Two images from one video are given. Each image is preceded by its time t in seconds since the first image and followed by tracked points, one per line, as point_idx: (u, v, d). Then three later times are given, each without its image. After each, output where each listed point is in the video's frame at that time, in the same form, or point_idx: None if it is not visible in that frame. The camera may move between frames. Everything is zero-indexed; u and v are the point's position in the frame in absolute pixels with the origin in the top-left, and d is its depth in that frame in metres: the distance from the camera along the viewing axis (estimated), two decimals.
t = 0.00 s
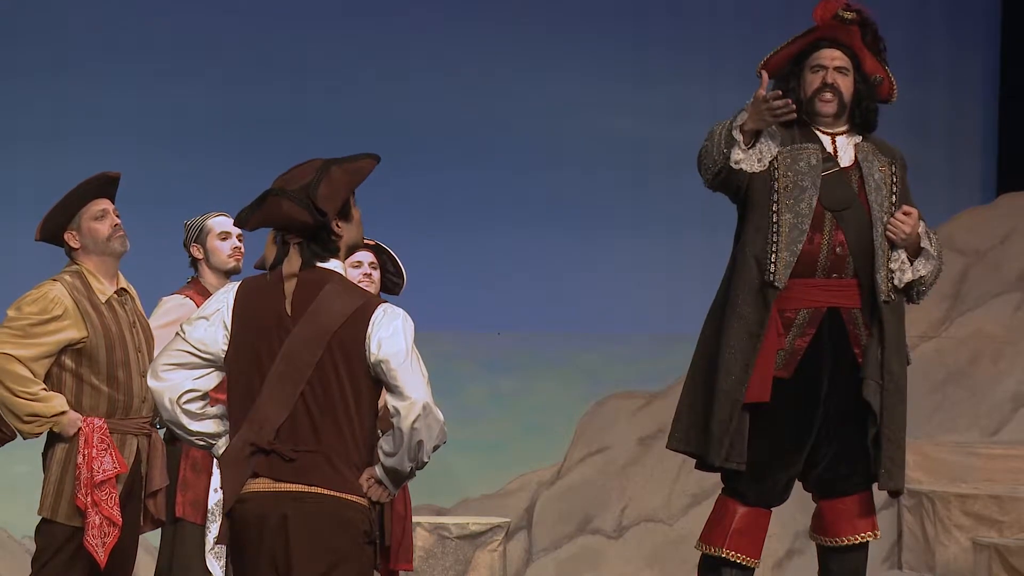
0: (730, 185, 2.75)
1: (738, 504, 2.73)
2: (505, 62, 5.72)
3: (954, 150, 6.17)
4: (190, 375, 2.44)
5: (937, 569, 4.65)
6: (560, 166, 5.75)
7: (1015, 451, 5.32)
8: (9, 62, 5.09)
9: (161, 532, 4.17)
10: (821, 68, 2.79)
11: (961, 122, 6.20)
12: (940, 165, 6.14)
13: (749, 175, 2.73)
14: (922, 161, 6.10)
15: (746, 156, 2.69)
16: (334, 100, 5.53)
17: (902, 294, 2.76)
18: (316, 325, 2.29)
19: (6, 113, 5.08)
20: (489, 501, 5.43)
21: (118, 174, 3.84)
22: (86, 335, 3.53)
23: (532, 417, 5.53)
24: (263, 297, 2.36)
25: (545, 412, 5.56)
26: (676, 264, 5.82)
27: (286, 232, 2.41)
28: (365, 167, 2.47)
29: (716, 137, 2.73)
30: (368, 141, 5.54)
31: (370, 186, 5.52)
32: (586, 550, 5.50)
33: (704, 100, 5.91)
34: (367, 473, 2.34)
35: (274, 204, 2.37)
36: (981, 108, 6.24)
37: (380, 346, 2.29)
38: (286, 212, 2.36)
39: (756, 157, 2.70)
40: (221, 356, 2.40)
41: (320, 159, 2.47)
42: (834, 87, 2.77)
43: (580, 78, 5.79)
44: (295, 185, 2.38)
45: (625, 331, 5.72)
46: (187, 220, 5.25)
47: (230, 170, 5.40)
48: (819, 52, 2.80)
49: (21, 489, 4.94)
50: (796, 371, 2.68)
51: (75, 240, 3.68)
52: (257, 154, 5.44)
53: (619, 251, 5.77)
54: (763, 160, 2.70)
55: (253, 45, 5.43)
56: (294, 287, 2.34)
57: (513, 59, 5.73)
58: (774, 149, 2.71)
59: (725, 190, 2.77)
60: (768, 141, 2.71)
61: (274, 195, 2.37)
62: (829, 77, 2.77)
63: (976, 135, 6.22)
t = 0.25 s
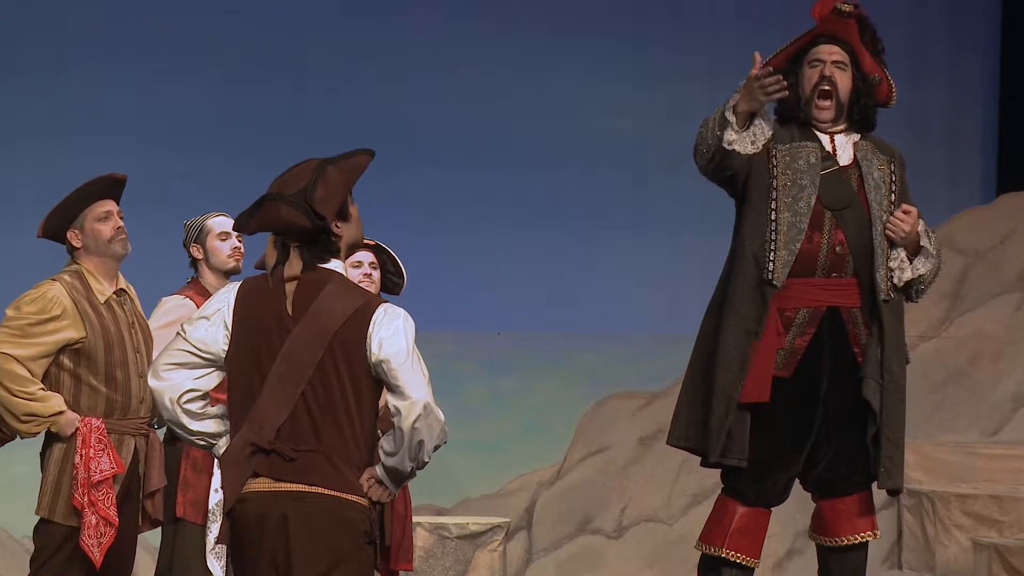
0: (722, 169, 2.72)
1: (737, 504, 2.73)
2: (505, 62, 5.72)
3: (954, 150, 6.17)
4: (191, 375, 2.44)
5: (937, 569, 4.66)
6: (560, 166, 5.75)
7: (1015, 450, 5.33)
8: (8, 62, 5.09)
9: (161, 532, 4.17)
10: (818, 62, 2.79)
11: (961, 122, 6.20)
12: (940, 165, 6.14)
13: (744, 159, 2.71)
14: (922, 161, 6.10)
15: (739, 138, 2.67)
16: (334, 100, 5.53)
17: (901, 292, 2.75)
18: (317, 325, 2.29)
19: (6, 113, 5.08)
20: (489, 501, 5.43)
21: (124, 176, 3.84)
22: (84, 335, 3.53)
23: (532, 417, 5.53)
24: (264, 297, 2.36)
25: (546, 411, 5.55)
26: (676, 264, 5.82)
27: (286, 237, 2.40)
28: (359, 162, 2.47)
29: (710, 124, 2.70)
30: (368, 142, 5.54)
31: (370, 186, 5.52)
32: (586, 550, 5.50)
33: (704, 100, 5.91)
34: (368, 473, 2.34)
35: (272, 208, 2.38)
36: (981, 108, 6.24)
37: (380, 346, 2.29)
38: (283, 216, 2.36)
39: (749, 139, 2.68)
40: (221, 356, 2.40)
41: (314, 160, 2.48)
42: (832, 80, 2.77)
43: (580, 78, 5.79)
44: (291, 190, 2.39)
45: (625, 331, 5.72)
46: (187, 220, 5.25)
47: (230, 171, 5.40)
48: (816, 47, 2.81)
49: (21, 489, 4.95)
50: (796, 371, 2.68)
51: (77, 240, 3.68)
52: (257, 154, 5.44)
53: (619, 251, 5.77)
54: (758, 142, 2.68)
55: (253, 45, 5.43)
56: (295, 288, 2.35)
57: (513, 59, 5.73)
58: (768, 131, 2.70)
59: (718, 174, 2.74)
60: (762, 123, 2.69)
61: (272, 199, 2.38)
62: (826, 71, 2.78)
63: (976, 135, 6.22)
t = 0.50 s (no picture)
0: (716, 156, 2.73)
1: (738, 504, 2.73)
2: (505, 62, 5.72)
3: (954, 150, 6.17)
4: (192, 375, 2.44)
5: (937, 569, 4.65)
6: (560, 166, 5.75)
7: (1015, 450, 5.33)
8: (8, 62, 5.10)
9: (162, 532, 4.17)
10: (818, 62, 2.80)
11: (961, 122, 6.20)
12: (940, 165, 6.14)
13: (737, 148, 2.70)
14: (923, 161, 6.11)
15: (730, 123, 2.67)
16: (334, 100, 5.53)
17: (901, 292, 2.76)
18: (317, 324, 2.29)
19: (6, 113, 5.09)
20: (489, 501, 5.43)
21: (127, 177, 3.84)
22: (84, 335, 3.53)
23: (532, 417, 5.53)
24: (265, 297, 2.36)
25: (546, 412, 5.55)
26: (676, 264, 5.83)
27: (286, 243, 2.39)
28: (356, 160, 2.47)
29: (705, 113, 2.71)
30: (368, 142, 5.54)
31: (370, 186, 5.52)
32: (585, 550, 5.50)
33: (704, 100, 5.92)
34: (368, 473, 2.34)
35: (271, 213, 2.38)
36: (981, 108, 6.24)
37: (381, 346, 2.29)
38: (284, 221, 2.36)
39: (741, 125, 2.67)
40: (222, 356, 2.40)
41: (311, 161, 2.48)
42: (832, 79, 2.77)
43: (580, 78, 5.79)
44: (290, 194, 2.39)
45: (625, 332, 5.72)
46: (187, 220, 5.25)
47: (230, 171, 5.40)
48: (816, 47, 2.81)
49: (21, 489, 4.94)
50: (796, 370, 2.68)
51: (77, 239, 3.68)
52: (257, 154, 5.44)
53: (619, 251, 5.77)
54: (750, 128, 2.68)
55: (253, 45, 5.43)
56: (297, 288, 2.35)
57: (513, 59, 5.73)
58: (761, 117, 2.69)
59: (713, 163, 2.74)
60: (756, 109, 2.68)
61: (271, 204, 2.38)
62: (825, 70, 2.78)
63: (977, 135, 6.23)
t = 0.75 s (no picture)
0: (715, 151, 2.70)
1: (738, 504, 2.73)
2: (505, 62, 5.72)
3: (953, 150, 6.18)
4: (192, 375, 2.44)
5: (937, 569, 4.65)
6: (560, 165, 5.75)
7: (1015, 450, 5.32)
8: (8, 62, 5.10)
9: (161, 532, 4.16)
10: (819, 62, 2.80)
11: (961, 122, 6.20)
12: (940, 165, 6.14)
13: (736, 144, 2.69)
14: (923, 162, 6.11)
15: (729, 115, 2.66)
16: (334, 100, 5.52)
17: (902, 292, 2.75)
18: (317, 324, 2.29)
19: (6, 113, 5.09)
20: (489, 501, 5.43)
21: (128, 178, 3.84)
22: (83, 334, 3.52)
23: (532, 417, 5.53)
24: (265, 297, 2.36)
25: (546, 412, 5.55)
26: (676, 264, 5.83)
27: (285, 242, 2.38)
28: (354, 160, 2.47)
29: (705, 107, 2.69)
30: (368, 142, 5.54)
31: (370, 186, 5.52)
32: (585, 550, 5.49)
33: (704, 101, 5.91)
34: (368, 473, 2.34)
35: (270, 215, 2.37)
36: (981, 108, 6.24)
37: (381, 345, 2.29)
38: (284, 223, 2.35)
39: (740, 118, 2.67)
40: (222, 356, 2.40)
41: (310, 162, 2.48)
42: (833, 79, 2.77)
43: (580, 78, 5.78)
44: (290, 195, 2.39)
45: (625, 332, 5.72)
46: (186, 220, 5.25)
47: (230, 171, 5.40)
48: (816, 47, 2.81)
49: (20, 489, 4.94)
50: (797, 370, 2.68)
51: (77, 238, 3.68)
52: (257, 154, 5.44)
53: (619, 251, 5.77)
54: (748, 121, 2.67)
55: (252, 46, 5.43)
56: (297, 289, 2.35)
57: (513, 60, 5.73)
58: (759, 110, 2.69)
59: (712, 158, 2.72)
60: (755, 103, 2.68)
61: (270, 206, 2.38)
62: (826, 70, 2.78)
63: (977, 135, 6.23)
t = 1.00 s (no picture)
0: (714, 147, 2.70)
1: (738, 504, 2.73)
2: (504, 62, 5.72)
3: (953, 150, 6.18)
4: (192, 375, 2.44)
5: (937, 569, 4.65)
6: (560, 166, 5.75)
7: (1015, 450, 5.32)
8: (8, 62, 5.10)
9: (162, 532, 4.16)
10: (819, 62, 2.80)
11: (961, 122, 6.20)
12: (940, 165, 6.14)
13: (735, 141, 2.69)
14: (923, 162, 6.11)
15: (727, 111, 2.66)
16: (334, 100, 5.52)
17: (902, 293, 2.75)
18: (317, 324, 2.29)
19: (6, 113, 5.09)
20: (489, 501, 5.43)
21: (125, 178, 3.84)
22: (81, 334, 3.52)
23: (532, 418, 5.53)
24: (266, 297, 2.36)
25: (546, 412, 5.55)
26: (675, 264, 5.83)
27: (284, 242, 2.38)
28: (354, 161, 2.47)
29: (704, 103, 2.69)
30: (367, 142, 5.54)
31: (370, 186, 5.52)
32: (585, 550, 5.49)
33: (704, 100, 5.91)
34: (369, 473, 2.34)
35: (270, 216, 2.37)
36: (981, 108, 6.25)
37: (381, 345, 2.29)
38: (284, 224, 2.35)
39: (738, 114, 2.66)
40: (222, 356, 2.40)
41: (310, 162, 2.48)
42: (833, 80, 2.77)
43: (580, 78, 5.78)
44: (290, 195, 2.38)
45: (625, 332, 5.72)
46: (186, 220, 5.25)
47: (229, 171, 5.40)
48: (816, 47, 2.81)
49: (20, 489, 4.94)
50: (798, 369, 2.67)
51: (75, 238, 3.69)
52: (257, 154, 5.44)
53: (619, 251, 5.77)
54: (747, 117, 2.67)
55: (252, 46, 5.43)
56: (297, 289, 2.34)
57: (513, 59, 5.73)
58: (758, 107, 2.68)
59: (711, 154, 2.71)
60: (753, 99, 2.68)
61: (270, 207, 2.37)
62: (826, 70, 2.78)
63: (976, 134, 6.23)
